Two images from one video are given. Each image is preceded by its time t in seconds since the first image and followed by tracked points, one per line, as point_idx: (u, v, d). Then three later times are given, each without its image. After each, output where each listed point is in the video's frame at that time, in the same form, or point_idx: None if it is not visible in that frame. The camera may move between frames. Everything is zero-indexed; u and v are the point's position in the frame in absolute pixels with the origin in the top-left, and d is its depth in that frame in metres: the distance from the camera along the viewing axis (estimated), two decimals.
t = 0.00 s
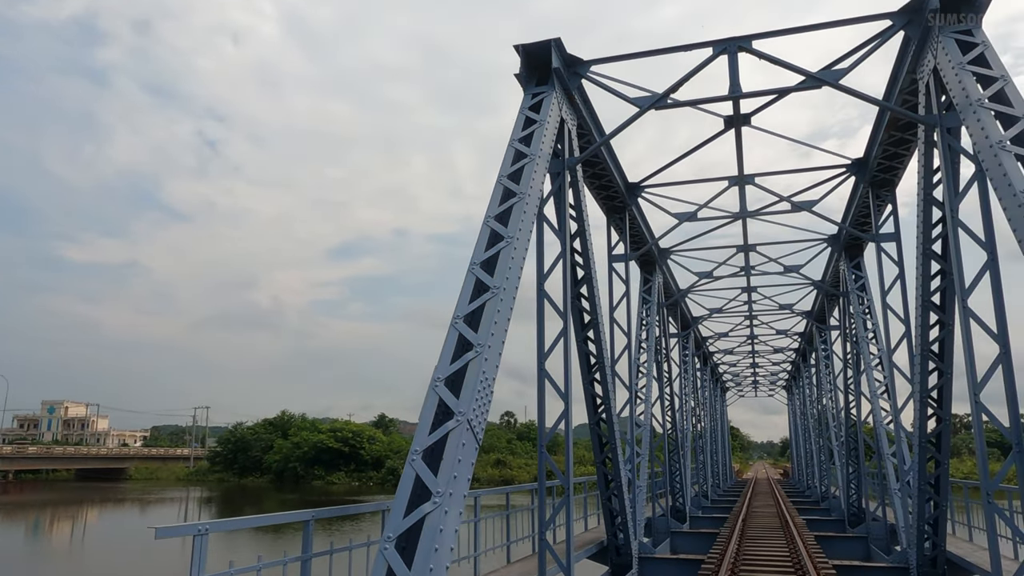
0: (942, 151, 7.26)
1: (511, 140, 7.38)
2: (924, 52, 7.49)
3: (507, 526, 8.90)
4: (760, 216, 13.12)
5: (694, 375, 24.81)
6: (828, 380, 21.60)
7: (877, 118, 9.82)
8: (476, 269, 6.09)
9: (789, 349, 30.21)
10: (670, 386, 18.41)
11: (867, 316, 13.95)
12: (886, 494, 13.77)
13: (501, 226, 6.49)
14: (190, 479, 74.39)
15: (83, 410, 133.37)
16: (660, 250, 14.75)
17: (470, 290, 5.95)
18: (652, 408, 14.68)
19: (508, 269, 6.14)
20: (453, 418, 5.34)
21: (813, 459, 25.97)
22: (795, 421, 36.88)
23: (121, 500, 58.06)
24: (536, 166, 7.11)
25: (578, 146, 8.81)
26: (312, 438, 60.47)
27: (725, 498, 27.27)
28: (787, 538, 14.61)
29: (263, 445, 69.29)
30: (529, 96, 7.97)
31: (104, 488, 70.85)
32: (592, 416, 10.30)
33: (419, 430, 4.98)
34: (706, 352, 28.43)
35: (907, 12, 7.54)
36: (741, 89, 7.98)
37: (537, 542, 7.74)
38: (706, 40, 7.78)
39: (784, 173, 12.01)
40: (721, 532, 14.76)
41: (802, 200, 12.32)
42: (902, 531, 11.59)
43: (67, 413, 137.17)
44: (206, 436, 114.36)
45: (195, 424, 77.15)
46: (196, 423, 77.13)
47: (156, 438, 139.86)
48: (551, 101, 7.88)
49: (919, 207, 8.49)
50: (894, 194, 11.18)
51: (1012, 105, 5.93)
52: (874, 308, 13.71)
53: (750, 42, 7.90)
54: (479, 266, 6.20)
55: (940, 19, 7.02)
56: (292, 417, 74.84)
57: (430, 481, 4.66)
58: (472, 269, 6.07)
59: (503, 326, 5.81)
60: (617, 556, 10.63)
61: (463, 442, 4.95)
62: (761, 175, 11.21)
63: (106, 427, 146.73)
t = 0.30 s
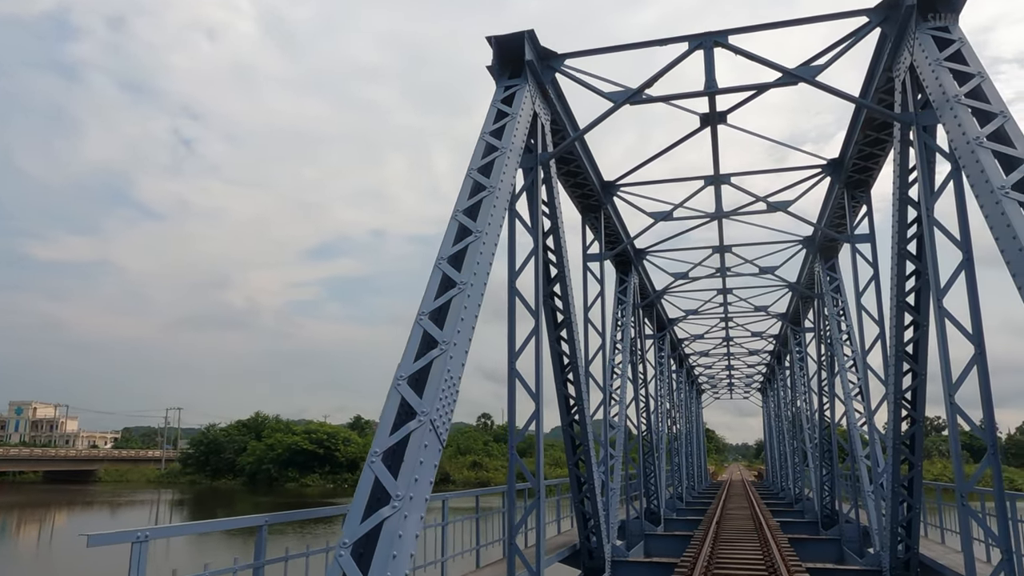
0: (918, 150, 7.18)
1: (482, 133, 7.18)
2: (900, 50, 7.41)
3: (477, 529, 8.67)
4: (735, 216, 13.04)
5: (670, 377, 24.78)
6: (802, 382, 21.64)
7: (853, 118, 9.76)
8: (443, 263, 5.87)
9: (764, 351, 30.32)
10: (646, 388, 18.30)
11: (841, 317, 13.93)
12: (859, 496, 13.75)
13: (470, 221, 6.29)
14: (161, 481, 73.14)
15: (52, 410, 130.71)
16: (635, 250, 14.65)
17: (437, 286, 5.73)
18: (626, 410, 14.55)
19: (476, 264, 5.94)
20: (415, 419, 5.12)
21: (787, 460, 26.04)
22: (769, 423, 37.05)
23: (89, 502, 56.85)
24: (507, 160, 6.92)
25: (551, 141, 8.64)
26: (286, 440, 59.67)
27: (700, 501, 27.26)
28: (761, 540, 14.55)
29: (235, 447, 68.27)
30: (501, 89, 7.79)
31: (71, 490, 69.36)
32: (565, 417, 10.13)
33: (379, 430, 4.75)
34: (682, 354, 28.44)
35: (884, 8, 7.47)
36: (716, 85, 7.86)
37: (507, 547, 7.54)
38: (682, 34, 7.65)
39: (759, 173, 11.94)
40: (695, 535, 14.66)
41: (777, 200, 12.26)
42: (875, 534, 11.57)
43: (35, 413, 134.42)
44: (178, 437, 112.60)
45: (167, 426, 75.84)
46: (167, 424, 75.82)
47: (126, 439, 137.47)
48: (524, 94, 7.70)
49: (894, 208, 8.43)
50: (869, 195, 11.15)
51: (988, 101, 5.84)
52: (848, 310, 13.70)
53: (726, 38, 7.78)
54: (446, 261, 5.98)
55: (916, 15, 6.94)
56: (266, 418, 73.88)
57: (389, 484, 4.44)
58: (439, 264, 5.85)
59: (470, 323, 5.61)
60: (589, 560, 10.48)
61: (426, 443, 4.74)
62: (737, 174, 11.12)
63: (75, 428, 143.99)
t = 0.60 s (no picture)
0: (894, 148, 7.08)
1: (452, 125, 6.97)
2: (877, 46, 7.32)
3: (445, 532, 8.43)
4: (711, 216, 12.95)
5: (646, 378, 24.72)
6: (777, 384, 21.67)
7: (829, 117, 9.68)
8: (408, 257, 5.63)
9: (740, 354, 30.40)
10: (621, 389, 18.19)
11: (816, 319, 13.90)
12: (832, 498, 13.70)
13: (437, 214, 6.06)
14: (132, 483, 71.82)
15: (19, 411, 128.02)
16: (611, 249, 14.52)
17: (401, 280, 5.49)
18: (601, 411, 14.41)
19: (442, 259, 5.72)
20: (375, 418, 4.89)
21: (762, 462, 26.09)
22: (745, 425, 37.14)
23: (58, 504, 55.64)
24: (477, 152, 6.71)
25: (524, 135, 8.45)
26: (260, 441, 58.83)
27: (675, 503, 27.24)
28: (734, 543, 14.48)
29: (208, 448, 67.22)
30: (473, 80, 7.59)
31: (39, 492, 67.84)
32: (537, 418, 9.95)
33: (336, 430, 4.51)
34: (658, 356, 28.40)
35: (861, 4, 7.37)
36: (692, 79, 7.72)
37: (474, 552, 7.33)
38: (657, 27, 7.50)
39: (735, 172, 11.85)
40: (668, 537, 14.55)
41: (753, 200, 12.18)
42: (848, 536, 11.51)
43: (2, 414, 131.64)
44: (150, 439, 110.78)
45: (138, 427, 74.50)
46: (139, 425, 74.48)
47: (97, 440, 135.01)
48: (496, 86, 7.50)
49: (869, 207, 8.34)
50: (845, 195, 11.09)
51: (965, 96, 5.72)
52: (823, 311, 13.66)
53: (702, 32, 7.64)
54: (411, 255, 5.75)
55: (894, 10, 6.84)
56: (240, 420, 72.89)
57: (345, 487, 4.22)
58: (403, 258, 5.62)
59: (434, 319, 5.39)
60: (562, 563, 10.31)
61: (386, 444, 4.52)
62: (713, 173, 11.00)
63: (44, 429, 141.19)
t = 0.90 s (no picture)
0: (868, 146, 6.97)
1: (416, 115, 6.72)
2: (851, 43, 7.21)
3: (409, 536, 8.16)
4: (685, 216, 12.83)
5: (619, 380, 24.63)
6: (750, 387, 21.66)
7: (803, 116, 9.58)
8: (366, 249, 5.38)
9: (714, 356, 30.45)
10: (593, 391, 18.04)
11: (788, 321, 13.83)
12: (803, 501, 13.63)
13: (399, 206, 5.82)
14: (99, 485, 70.30)
15: None
16: (584, 249, 14.38)
17: (358, 273, 5.24)
18: (572, 413, 14.23)
19: (402, 252, 5.48)
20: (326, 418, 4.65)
21: (735, 465, 26.09)
22: (718, 428, 37.21)
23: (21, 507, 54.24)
24: (442, 144, 6.48)
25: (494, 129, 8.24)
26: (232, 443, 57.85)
27: (648, 505, 27.12)
28: (705, 547, 14.36)
29: (178, 450, 66.00)
30: (440, 71, 7.36)
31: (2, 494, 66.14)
32: (506, 419, 9.75)
33: (283, 430, 4.26)
34: (633, 358, 28.33)
35: None
36: (665, 74, 7.56)
37: (437, 557, 7.10)
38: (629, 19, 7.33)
39: (708, 172, 11.74)
40: (640, 541, 14.40)
41: (727, 200, 12.09)
42: (818, 540, 11.42)
43: None
44: (118, 440, 108.65)
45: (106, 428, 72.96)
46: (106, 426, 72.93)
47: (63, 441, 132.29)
48: (464, 77, 7.29)
49: (842, 207, 8.24)
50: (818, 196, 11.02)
51: (940, 92, 5.60)
52: (795, 313, 13.61)
53: (675, 26, 7.49)
54: (370, 249, 5.50)
55: (868, 6, 6.73)
56: (211, 421, 71.73)
57: (290, 491, 3.97)
58: (361, 251, 5.36)
59: (391, 315, 5.16)
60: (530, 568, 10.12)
61: (335, 445, 4.28)
62: (686, 172, 10.88)
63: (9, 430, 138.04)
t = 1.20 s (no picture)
0: (839, 148, 6.91)
1: (380, 109, 6.51)
2: (823, 45, 7.14)
3: (370, 544, 7.91)
4: (656, 219, 12.75)
5: (590, 384, 24.54)
6: (719, 392, 21.69)
7: (775, 118, 9.53)
8: (324, 246, 5.15)
9: (684, 361, 30.52)
10: (563, 395, 17.89)
11: (758, 326, 13.81)
12: (772, 506, 13.59)
13: (359, 202, 5.60)
14: (60, 490, 68.55)
15: None
16: (555, 252, 14.24)
17: (314, 271, 5.01)
18: (541, 417, 14.06)
19: (361, 250, 5.26)
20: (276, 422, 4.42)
21: (704, 469, 26.12)
22: (689, 433, 37.28)
23: None
24: (406, 139, 6.28)
25: (462, 126, 8.05)
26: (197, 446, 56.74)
27: (618, 510, 27.02)
28: (674, 552, 14.27)
29: (142, 453, 64.60)
30: (406, 65, 7.15)
31: None
32: (472, 424, 9.55)
33: (229, 434, 4.02)
34: (603, 362, 28.29)
35: None
36: (636, 72, 7.43)
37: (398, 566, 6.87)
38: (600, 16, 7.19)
39: (680, 174, 11.67)
40: (609, 546, 14.25)
41: (698, 203, 12.03)
42: (787, 546, 11.36)
43: None
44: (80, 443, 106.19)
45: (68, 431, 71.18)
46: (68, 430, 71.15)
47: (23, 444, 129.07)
48: (431, 71, 7.10)
49: (813, 210, 8.19)
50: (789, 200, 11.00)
51: (912, 93, 5.53)
52: (765, 318, 13.60)
53: (647, 24, 7.37)
54: (328, 246, 5.27)
55: (841, 6, 6.66)
56: (177, 424, 70.39)
57: (235, 500, 3.74)
58: (318, 248, 5.13)
59: (348, 315, 4.94)
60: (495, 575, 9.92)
61: (285, 451, 4.06)
62: (657, 174, 10.78)
63: None
